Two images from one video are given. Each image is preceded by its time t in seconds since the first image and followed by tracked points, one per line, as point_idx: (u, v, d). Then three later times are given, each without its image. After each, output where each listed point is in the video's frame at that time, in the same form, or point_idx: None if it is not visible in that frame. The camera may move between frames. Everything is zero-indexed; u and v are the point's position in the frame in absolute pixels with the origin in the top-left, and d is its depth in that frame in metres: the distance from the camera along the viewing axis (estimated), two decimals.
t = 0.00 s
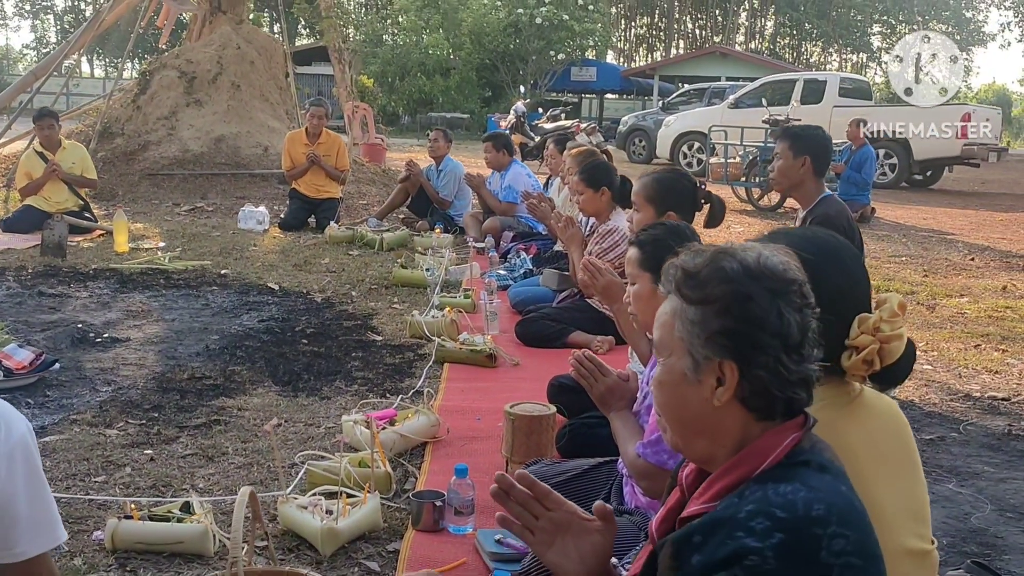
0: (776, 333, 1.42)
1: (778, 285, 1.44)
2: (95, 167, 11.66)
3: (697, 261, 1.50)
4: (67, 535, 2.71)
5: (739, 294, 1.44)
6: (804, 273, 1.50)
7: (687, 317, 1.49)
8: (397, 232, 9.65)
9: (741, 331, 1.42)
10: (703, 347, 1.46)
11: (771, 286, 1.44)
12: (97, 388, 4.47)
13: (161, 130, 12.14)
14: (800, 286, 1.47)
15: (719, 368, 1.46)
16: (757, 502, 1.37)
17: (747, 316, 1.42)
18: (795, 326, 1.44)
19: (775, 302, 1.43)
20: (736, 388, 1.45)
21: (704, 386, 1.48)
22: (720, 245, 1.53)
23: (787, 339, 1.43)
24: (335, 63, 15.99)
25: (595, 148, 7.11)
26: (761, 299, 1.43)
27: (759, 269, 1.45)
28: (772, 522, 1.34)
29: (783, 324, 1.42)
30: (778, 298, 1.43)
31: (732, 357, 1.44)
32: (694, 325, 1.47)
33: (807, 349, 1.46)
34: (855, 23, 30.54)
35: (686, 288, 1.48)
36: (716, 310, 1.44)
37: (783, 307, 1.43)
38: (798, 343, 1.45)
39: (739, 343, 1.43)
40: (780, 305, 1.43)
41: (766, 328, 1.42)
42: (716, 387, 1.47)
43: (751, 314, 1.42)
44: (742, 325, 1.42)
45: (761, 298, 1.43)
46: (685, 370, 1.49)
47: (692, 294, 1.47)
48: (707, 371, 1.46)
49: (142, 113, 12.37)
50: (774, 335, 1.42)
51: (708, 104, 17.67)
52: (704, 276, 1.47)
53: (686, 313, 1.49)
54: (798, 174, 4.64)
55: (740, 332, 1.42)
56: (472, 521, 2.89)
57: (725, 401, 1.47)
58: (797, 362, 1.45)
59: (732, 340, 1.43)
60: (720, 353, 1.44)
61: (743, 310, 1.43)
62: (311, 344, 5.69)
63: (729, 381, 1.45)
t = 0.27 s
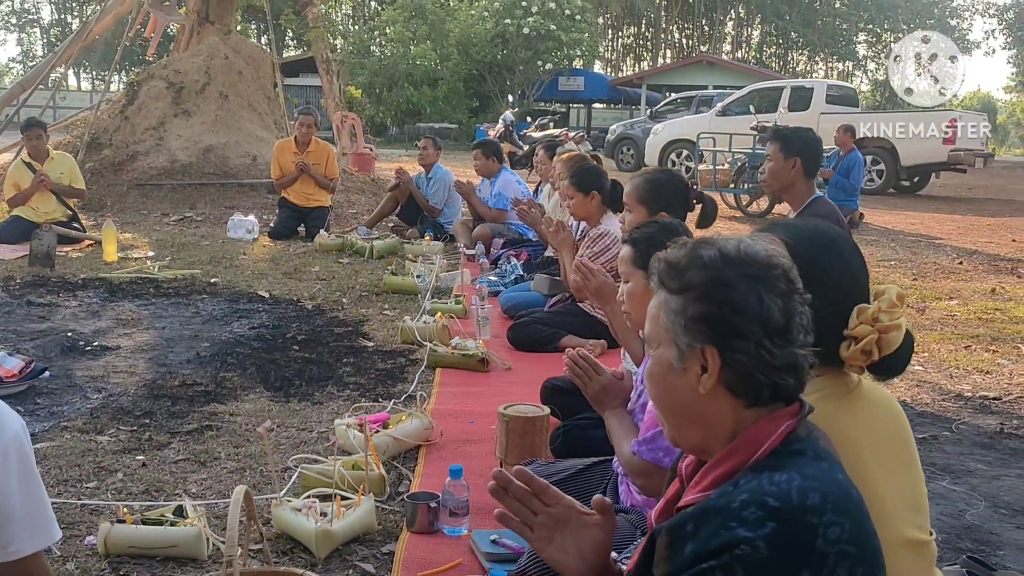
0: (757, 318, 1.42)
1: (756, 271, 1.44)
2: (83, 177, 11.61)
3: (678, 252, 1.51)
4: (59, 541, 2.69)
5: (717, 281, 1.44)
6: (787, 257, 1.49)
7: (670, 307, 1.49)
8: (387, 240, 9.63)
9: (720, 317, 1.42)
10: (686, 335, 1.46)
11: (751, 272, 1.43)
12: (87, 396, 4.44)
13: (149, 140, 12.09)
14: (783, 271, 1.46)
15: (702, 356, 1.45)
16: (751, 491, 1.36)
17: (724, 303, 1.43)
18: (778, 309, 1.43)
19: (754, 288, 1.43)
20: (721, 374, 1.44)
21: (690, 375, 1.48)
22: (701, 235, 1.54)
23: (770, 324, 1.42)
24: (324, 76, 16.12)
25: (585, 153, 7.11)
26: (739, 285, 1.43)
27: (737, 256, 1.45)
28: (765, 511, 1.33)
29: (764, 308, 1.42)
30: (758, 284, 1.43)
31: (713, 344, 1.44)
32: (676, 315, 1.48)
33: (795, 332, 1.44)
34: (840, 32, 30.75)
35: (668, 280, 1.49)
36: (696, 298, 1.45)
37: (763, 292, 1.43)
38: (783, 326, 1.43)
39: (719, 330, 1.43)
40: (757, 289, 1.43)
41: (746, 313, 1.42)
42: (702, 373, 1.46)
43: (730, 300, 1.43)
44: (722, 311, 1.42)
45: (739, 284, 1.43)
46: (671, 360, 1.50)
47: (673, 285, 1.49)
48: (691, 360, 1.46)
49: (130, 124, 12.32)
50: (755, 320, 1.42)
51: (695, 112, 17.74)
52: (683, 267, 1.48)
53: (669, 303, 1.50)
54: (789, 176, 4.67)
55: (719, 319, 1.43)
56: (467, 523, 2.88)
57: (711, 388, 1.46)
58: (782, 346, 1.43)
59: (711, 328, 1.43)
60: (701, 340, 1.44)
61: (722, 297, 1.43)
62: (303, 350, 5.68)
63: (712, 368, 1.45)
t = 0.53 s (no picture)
0: (738, 299, 1.41)
1: (738, 254, 1.44)
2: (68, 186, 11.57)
3: (664, 239, 1.52)
4: (50, 541, 2.68)
5: (698, 266, 1.45)
6: (774, 238, 1.49)
7: (656, 293, 1.50)
8: (374, 245, 9.62)
9: (702, 301, 1.43)
10: (669, 321, 1.47)
11: (732, 255, 1.44)
12: (76, 399, 4.42)
13: (134, 148, 12.04)
14: (769, 253, 1.45)
15: (688, 340, 1.45)
16: (747, 473, 1.37)
17: (706, 286, 1.43)
18: (761, 291, 1.42)
19: (735, 271, 1.43)
20: (706, 358, 1.44)
21: (677, 360, 1.48)
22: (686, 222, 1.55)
23: (754, 308, 1.42)
24: (310, 84, 16.32)
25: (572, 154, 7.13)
26: (720, 269, 1.43)
27: (719, 240, 1.46)
28: (761, 493, 1.34)
29: (748, 291, 1.41)
30: (740, 267, 1.43)
31: (697, 328, 1.44)
32: (660, 301, 1.49)
33: (781, 316, 1.44)
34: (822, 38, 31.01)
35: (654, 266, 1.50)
36: (678, 283, 1.45)
37: (745, 276, 1.43)
38: (767, 307, 1.42)
39: (702, 314, 1.43)
40: (737, 272, 1.43)
41: (728, 295, 1.42)
42: (687, 358, 1.47)
43: (712, 285, 1.43)
44: (704, 296, 1.43)
45: (721, 268, 1.44)
46: (659, 346, 1.50)
47: (657, 270, 1.50)
48: (678, 345, 1.47)
49: (115, 132, 12.27)
50: (739, 305, 1.41)
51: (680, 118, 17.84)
52: (666, 255, 1.49)
53: (655, 289, 1.51)
54: (776, 174, 4.70)
55: (701, 302, 1.43)
56: (461, 519, 2.88)
57: (697, 371, 1.46)
58: (766, 330, 1.43)
59: (693, 312, 1.44)
60: (683, 325, 1.45)
61: (703, 281, 1.44)
62: (292, 353, 5.66)
63: (696, 353, 1.45)
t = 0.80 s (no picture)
0: (740, 276, 1.41)
1: (743, 229, 1.43)
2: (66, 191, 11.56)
3: (670, 214, 1.52)
4: (52, 534, 2.68)
5: (701, 242, 1.44)
6: (781, 214, 1.48)
7: (660, 268, 1.51)
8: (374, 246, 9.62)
9: (703, 277, 1.43)
10: (674, 296, 1.47)
11: (737, 230, 1.43)
12: (77, 398, 4.43)
13: (133, 153, 12.02)
14: (777, 229, 1.44)
15: (690, 316, 1.46)
16: (746, 447, 1.37)
17: (708, 261, 1.43)
18: (764, 268, 1.41)
19: (739, 245, 1.42)
20: (708, 333, 1.45)
21: (679, 335, 1.49)
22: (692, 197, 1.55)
23: (757, 284, 1.41)
24: (307, 90, 16.44)
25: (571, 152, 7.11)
26: (724, 245, 1.43)
27: (725, 215, 1.45)
28: (759, 467, 1.34)
29: (751, 267, 1.41)
30: (745, 242, 1.42)
31: (700, 304, 1.44)
32: (664, 276, 1.49)
33: (786, 292, 1.43)
34: (820, 42, 30.98)
35: (658, 242, 1.51)
36: (681, 260, 1.46)
37: (748, 251, 1.42)
38: (770, 283, 1.41)
39: (703, 290, 1.43)
40: (739, 247, 1.42)
41: (730, 272, 1.41)
42: (690, 334, 1.47)
43: (714, 261, 1.43)
44: (705, 272, 1.43)
45: (724, 244, 1.43)
46: (663, 322, 1.51)
47: (662, 247, 1.50)
48: (681, 321, 1.47)
49: (114, 136, 12.26)
50: (741, 281, 1.41)
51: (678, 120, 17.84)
52: (671, 231, 1.49)
53: (659, 265, 1.51)
54: (775, 169, 4.71)
55: (703, 279, 1.43)
56: (463, 511, 2.87)
57: (699, 347, 1.47)
58: (770, 306, 1.42)
59: (697, 287, 1.43)
60: (685, 300, 1.45)
61: (705, 257, 1.43)
62: (293, 352, 5.66)
63: (698, 328, 1.45)
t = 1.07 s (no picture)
0: (724, 243, 1.43)
1: (727, 197, 1.45)
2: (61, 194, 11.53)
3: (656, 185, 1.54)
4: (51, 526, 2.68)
5: (686, 211, 1.46)
6: (765, 184, 1.50)
7: (646, 239, 1.52)
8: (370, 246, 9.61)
9: (689, 245, 1.44)
10: (660, 265, 1.48)
11: (720, 199, 1.45)
12: (74, 395, 4.42)
13: (128, 155, 12.01)
14: (761, 198, 1.46)
15: (677, 285, 1.47)
16: (732, 414, 1.39)
17: (693, 230, 1.45)
18: (748, 235, 1.43)
19: (722, 214, 1.44)
20: (694, 302, 1.46)
21: (666, 305, 1.49)
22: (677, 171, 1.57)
23: (742, 252, 1.43)
24: (301, 93, 16.38)
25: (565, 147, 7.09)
26: (708, 213, 1.44)
27: (709, 184, 1.47)
28: (745, 434, 1.36)
29: (735, 234, 1.43)
30: (729, 210, 1.44)
31: (686, 272, 1.45)
32: (650, 246, 1.50)
33: (772, 259, 1.45)
34: (813, 43, 31.07)
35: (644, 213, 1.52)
36: (666, 229, 1.47)
37: (732, 219, 1.44)
38: (755, 250, 1.43)
39: (689, 257, 1.44)
40: (722, 214, 1.44)
41: (715, 240, 1.43)
42: (677, 304, 1.48)
43: (698, 230, 1.44)
44: (691, 241, 1.44)
45: (707, 212, 1.45)
46: (650, 292, 1.52)
47: (648, 216, 1.51)
48: (667, 290, 1.48)
49: (108, 139, 12.25)
50: (724, 248, 1.43)
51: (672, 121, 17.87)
52: (657, 202, 1.50)
53: (645, 236, 1.52)
54: (770, 160, 4.70)
55: (688, 247, 1.44)
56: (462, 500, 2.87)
57: (686, 316, 1.48)
58: (755, 272, 1.44)
59: (682, 257, 1.45)
60: (671, 269, 1.46)
61: (690, 225, 1.45)
62: (289, 348, 5.67)
63: (685, 296, 1.46)
